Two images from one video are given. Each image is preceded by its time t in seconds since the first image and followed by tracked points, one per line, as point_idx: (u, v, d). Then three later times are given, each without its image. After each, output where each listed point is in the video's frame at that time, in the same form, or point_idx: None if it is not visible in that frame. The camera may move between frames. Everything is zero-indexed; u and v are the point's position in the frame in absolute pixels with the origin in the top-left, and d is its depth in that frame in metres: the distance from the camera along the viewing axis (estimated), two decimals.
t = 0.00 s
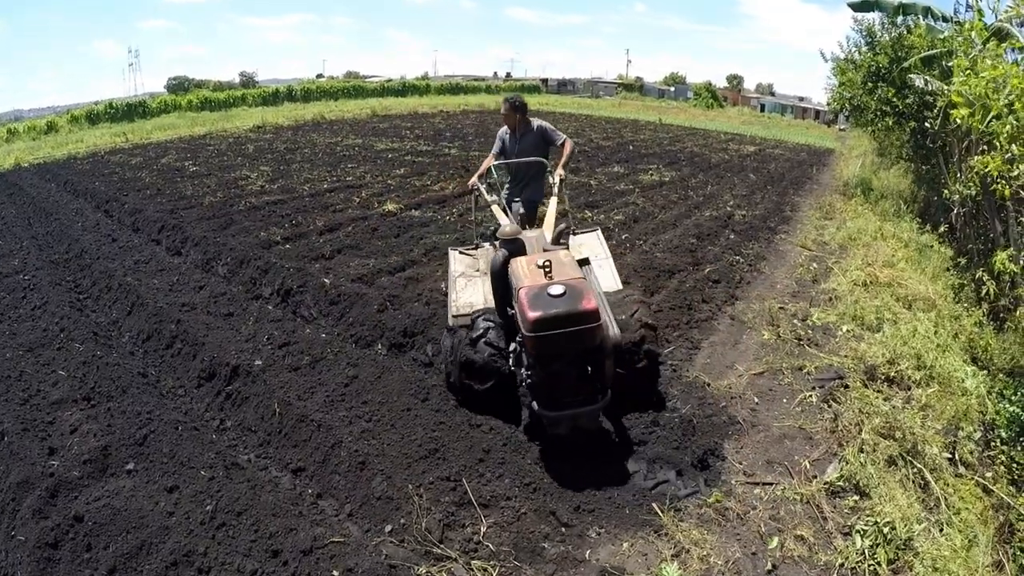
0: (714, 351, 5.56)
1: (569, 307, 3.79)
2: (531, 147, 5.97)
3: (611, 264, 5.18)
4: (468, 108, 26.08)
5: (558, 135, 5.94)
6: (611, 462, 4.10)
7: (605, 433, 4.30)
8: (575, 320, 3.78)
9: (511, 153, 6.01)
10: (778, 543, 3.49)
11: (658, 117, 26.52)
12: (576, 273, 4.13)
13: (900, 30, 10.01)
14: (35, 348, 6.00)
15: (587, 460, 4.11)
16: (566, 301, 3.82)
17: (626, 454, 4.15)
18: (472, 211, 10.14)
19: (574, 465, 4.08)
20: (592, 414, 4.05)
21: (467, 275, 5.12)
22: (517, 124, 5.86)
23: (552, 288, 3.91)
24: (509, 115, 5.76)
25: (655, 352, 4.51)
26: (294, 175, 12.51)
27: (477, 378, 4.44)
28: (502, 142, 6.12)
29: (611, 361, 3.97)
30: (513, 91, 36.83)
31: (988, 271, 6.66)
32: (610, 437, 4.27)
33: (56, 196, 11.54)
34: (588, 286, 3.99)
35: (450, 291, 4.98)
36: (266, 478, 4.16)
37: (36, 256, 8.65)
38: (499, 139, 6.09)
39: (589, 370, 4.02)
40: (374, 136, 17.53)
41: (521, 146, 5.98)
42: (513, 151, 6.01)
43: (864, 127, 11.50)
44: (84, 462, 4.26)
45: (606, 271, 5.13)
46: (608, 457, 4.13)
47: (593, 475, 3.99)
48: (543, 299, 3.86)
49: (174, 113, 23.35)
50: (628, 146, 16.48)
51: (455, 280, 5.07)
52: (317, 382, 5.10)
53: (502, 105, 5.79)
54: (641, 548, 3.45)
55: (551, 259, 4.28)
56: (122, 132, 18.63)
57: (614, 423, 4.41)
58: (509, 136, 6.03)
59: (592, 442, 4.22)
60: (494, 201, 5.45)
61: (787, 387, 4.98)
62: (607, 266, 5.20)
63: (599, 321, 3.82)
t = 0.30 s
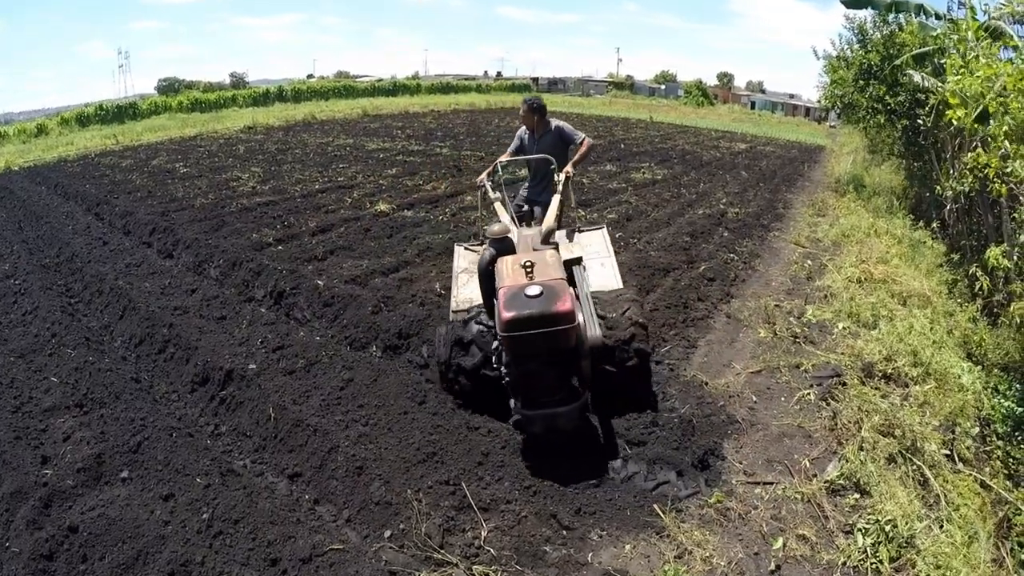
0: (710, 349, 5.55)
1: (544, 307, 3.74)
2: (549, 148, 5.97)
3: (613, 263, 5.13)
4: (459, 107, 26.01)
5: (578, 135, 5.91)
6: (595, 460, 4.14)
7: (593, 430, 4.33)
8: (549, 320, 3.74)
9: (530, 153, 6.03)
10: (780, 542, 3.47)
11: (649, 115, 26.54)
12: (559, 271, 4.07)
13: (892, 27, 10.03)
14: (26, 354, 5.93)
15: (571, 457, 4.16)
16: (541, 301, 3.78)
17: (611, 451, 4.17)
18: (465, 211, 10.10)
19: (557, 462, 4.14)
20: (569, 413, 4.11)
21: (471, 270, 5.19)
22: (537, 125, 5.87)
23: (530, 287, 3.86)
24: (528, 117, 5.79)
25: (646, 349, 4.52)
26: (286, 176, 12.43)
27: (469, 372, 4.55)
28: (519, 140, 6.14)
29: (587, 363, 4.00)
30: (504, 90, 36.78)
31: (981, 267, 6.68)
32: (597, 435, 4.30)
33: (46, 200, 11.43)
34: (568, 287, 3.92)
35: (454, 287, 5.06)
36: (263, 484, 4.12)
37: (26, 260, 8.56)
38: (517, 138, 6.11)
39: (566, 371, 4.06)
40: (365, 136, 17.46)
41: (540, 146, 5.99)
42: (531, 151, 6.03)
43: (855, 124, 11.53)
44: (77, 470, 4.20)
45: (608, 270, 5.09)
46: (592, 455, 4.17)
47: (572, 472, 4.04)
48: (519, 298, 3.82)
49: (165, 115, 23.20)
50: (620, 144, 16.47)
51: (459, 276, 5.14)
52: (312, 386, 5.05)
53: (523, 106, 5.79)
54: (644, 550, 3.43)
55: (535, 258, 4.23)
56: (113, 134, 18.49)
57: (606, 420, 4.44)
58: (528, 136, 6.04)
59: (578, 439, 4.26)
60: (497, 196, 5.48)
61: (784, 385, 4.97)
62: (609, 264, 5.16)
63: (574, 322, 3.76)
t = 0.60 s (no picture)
0: (707, 348, 5.54)
1: (518, 309, 3.77)
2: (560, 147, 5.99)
3: (617, 262, 4.97)
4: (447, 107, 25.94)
5: (589, 135, 5.94)
6: (578, 458, 4.15)
7: (580, 427, 4.36)
8: (524, 323, 3.77)
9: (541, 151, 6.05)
10: (783, 542, 3.46)
11: (637, 113, 26.59)
12: (541, 273, 4.09)
13: (881, 24, 10.07)
14: (15, 362, 5.84)
15: (553, 453, 4.18)
16: (518, 304, 3.82)
17: (596, 449, 4.18)
18: (457, 212, 10.06)
19: (538, 456, 4.17)
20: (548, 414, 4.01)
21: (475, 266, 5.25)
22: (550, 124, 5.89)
23: (509, 290, 3.90)
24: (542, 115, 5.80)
25: (636, 352, 4.45)
26: (275, 178, 12.35)
27: (460, 355, 4.54)
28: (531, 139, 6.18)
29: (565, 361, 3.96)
30: (492, 89, 36.74)
31: (973, 262, 6.71)
32: (583, 432, 4.32)
33: (34, 204, 11.31)
34: (547, 289, 3.94)
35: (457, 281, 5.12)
36: (259, 493, 4.07)
37: (14, 266, 8.46)
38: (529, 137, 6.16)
39: (546, 370, 4.02)
40: (354, 137, 17.38)
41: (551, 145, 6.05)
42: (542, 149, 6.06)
43: (845, 120, 11.57)
44: (70, 482, 4.14)
45: (612, 269, 4.93)
46: (575, 451, 4.19)
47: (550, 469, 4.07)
48: (497, 300, 3.87)
49: (152, 117, 23.01)
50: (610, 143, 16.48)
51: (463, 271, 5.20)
52: (306, 392, 5.01)
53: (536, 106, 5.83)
54: (647, 552, 3.41)
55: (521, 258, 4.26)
56: (100, 137, 18.32)
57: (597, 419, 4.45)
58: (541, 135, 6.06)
59: (563, 435, 4.29)
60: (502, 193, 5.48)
61: (781, 383, 4.97)
62: (614, 264, 4.99)
63: (548, 326, 3.78)
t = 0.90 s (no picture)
0: (701, 347, 5.53)
1: (496, 307, 3.86)
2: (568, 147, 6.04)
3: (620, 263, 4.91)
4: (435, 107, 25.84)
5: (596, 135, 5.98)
6: (562, 457, 4.14)
7: (568, 425, 4.35)
8: (500, 320, 3.85)
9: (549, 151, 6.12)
10: (785, 542, 3.45)
11: (624, 112, 26.61)
12: (524, 275, 4.17)
13: (869, 21, 10.11)
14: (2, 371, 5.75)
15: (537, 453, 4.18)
16: (494, 303, 3.90)
17: (580, 448, 4.17)
18: (447, 213, 10.01)
19: (522, 451, 4.18)
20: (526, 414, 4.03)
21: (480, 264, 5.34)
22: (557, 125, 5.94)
23: (488, 288, 4.00)
24: (549, 117, 5.85)
25: (625, 354, 4.50)
26: (263, 180, 12.24)
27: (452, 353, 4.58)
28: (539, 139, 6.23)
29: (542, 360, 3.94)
30: (479, 89, 36.66)
31: (963, 257, 6.75)
32: (569, 430, 4.31)
33: (19, 209, 11.16)
34: (528, 290, 4.03)
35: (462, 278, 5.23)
36: (254, 503, 4.02)
37: None
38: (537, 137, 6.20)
39: (526, 369, 4.07)
40: (341, 138, 17.28)
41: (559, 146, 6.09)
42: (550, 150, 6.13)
43: (833, 117, 11.61)
44: (61, 494, 4.07)
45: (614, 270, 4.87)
46: (559, 450, 4.19)
47: (532, 464, 4.09)
48: (476, 299, 3.97)
49: (138, 120, 22.78)
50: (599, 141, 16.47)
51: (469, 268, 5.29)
52: (299, 398, 4.95)
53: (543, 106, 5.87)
54: (649, 555, 3.39)
55: (509, 260, 4.36)
56: (86, 141, 18.10)
57: (591, 420, 4.42)
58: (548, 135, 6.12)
59: (549, 433, 4.29)
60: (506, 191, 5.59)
61: (777, 381, 4.96)
62: (616, 264, 4.94)
63: (524, 325, 3.85)
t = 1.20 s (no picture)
0: (694, 347, 5.50)
1: (475, 300, 3.84)
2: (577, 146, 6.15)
3: (621, 263, 4.99)
4: (422, 107, 25.76)
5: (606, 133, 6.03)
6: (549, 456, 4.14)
7: (555, 421, 4.37)
8: (479, 313, 3.83)
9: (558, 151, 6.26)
10: (784, 543, 3.43)
11: (612, 111, 26.61)
12: (511, 269, 4.15)
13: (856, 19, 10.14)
14: None
15: (526, 454, 4.19)
16: (475, 296, 3.89)
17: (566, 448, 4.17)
18: (436, 213, 9.95)
19: (506, 447, 4.23)
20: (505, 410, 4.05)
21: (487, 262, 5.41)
22: (566, 123, 6.09)
23: (471, 282, 4.00)
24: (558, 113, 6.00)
25: (614, 355, 4.40)
26: (251, 182, 12.13)
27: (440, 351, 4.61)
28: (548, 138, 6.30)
29: (522, 356, 3.91)
30: (467, 89, 36.57)
31: (953, 254, 6.77)
32: (558, 431, 4.29)
33: (3, 213, 10.99)
34: (511, 285, 4.01)
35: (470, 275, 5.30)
36: (246, 511, 3.96)
37: None
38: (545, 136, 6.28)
39: (506, 364, 4.06)
40: (329, 138, 17.17)
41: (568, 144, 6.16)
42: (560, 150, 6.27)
43: (821, 115, 11.65)
44: (48, 505, 4.00)
45: (615, 270, 4.95)
46: (547, 452, 4.19)
47: (514, 461, 4.14)
48: (459, 292, 3.97)
49: (125, 122, 22.55)
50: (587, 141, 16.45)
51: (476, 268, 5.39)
52: (289, 403, 4.89)
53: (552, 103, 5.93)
54: (647, 558, 3.36)
55: (498, 254, 4.36)
56: (71, 143, 17.90)
57: (585, 421, 4.38)
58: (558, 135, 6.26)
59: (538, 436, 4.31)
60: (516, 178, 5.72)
61: (771, 380, 4.94)
62: (617, 265, 5.01)
63: (503, 319, 3.83)
